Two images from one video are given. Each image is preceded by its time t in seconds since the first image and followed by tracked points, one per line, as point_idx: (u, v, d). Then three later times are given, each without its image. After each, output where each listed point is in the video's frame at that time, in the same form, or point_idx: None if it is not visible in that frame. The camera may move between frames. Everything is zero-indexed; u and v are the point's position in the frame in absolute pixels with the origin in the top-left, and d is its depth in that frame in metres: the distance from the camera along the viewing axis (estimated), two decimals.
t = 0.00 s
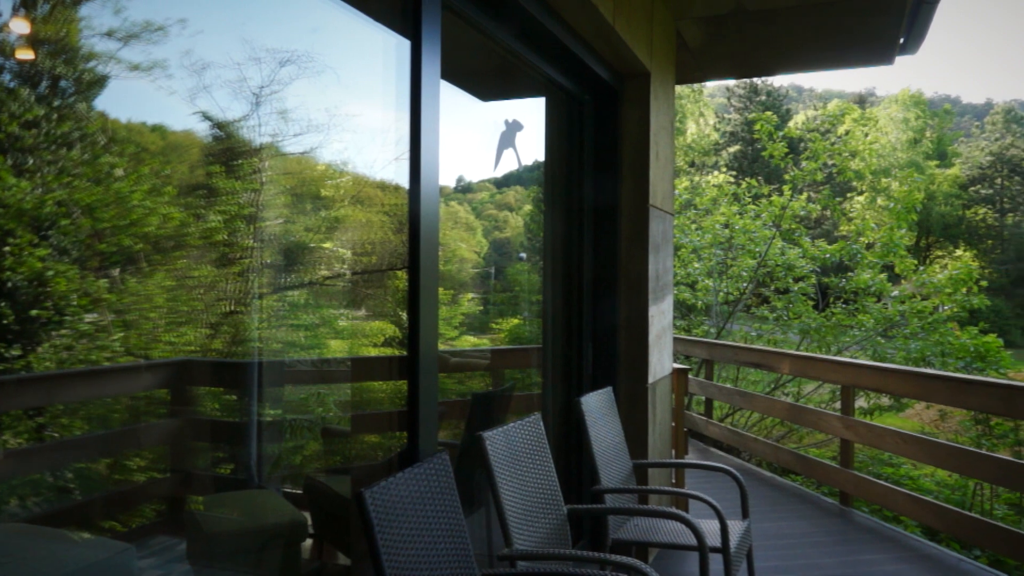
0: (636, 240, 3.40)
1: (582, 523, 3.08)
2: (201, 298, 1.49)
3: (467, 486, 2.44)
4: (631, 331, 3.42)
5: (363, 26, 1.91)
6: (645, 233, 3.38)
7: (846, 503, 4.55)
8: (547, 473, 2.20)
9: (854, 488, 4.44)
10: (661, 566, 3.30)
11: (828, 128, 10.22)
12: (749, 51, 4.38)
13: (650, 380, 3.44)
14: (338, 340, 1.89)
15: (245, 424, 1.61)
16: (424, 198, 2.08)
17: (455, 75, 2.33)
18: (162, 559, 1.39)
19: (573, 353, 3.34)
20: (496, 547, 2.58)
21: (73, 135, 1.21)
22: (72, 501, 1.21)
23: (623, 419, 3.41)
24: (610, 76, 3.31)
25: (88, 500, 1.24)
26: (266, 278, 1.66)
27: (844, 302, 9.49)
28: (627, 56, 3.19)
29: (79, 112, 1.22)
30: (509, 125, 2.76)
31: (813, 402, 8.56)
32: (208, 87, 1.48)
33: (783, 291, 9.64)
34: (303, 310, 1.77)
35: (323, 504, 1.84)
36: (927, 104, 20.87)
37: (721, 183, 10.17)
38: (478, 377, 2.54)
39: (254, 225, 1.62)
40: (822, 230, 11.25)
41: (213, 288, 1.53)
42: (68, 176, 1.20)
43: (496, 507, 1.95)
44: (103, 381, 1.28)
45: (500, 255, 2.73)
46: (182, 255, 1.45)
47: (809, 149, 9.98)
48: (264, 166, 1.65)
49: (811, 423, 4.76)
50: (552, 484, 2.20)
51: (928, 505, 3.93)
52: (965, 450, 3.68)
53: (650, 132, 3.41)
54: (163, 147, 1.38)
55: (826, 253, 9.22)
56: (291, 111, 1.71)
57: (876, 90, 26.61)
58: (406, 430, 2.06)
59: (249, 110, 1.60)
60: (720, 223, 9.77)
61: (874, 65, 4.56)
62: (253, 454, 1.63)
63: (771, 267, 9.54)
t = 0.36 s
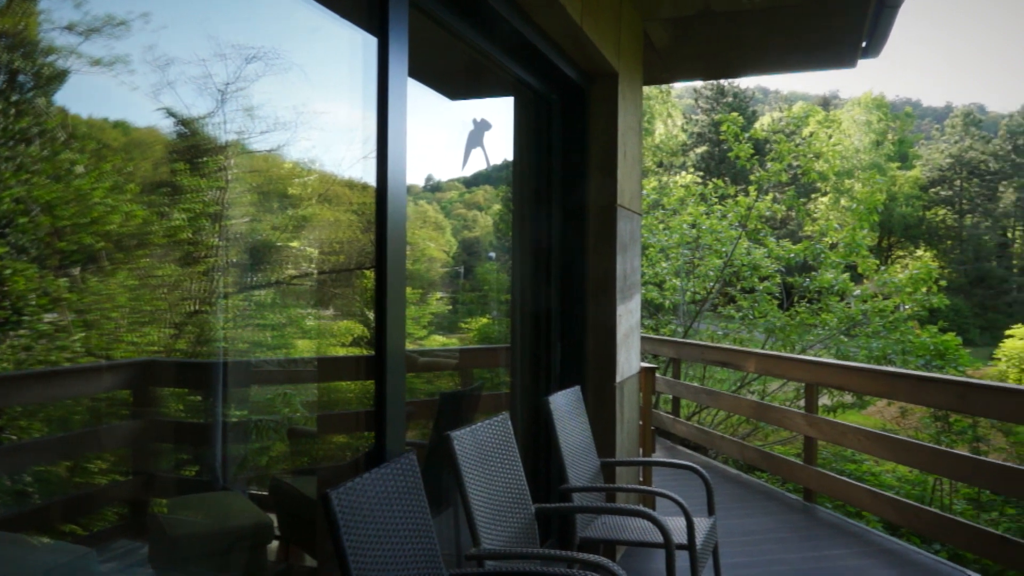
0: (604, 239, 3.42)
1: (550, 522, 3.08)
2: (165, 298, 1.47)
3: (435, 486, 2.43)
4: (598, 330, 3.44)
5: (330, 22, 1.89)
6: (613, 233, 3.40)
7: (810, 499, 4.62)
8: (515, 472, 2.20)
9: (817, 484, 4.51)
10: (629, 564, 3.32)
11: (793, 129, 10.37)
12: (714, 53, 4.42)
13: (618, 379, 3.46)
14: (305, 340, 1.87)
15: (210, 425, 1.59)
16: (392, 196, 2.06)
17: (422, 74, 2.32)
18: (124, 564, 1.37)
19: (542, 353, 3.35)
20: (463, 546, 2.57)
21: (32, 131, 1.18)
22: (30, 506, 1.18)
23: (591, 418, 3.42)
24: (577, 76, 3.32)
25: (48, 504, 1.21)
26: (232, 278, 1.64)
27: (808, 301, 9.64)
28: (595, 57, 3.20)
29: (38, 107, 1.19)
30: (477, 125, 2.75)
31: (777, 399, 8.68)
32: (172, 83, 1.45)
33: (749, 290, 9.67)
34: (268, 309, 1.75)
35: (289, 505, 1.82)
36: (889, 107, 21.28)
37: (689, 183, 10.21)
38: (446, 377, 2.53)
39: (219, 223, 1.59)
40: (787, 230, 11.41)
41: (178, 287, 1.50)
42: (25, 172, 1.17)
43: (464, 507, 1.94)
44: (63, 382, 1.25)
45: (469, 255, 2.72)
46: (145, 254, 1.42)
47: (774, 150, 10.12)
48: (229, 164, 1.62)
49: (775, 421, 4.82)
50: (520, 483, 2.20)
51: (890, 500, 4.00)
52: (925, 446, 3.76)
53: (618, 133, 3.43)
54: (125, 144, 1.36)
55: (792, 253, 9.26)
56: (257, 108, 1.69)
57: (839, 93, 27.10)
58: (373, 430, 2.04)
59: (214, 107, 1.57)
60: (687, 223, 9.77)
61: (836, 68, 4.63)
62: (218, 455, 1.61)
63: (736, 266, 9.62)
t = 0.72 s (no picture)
0: (572, 239, 3.43)
1: (518, 520, 3.09)
2: (127, 296, 1.44)
3: (402, 485, 2.42)
4: (567, 329, 3.46)
5: (296, 18, 1.87)
6: (581, 233, 3.42)
7: (775, 495, 4.69)
8: (482, 471, 2.20)
9: (781, 481, 4.58)
10: (596, 562, 3.34)
11: (758, 130, 10.51)
12: (680, 54, 4.46)
13: (586, 377, 3.48)
14: (271, 339, 1.84)
15: (173, 426, 1.57)
16: (359, 193, 2.04)
17: (389, 71, 2.31)
18: (86, 567, 1.34)
19: (510, 352, 3.35)
20: (431, 546, 2.56)
21: None
22: None
23: (559, 417, 3.44)
24: (545, 75, 3.32)
25: (6, 507, 1.18)
26: (196, 277, 1.62)
27: (773, 300, 9.77)
28: (563, 56, 3.21)
29: None
30: (445, 123, 2.74)
31: (743, 397, 8.80)
32: (134, 78, 1.43)
33: (716, 289, 9.75)
34: (233, 308, 1.72)
35: (255, 506, 1.79)
36: (851, 109, 21.69)
37: (656, 183, 10.25)
38: (414, 376, 2.52)
39: (183, 222, 1.57)
40: (752, 229, 11.57)
41: (140, 286, 1.48)
42: None
43: (431, 506, 1.94)
44: (21, 382, 1.21)
45: (438, 253, 2.72)
46: (107, 253, 1.39)
47: (740, 151, 10.25)
48: (193, 160, 1.60)
49: (740, 418, 4.88)
50: (487, 482, 2.20)
51: (851, 495, 4.08)
52: (885, 442, 3.84)
53: (586, 132, 3.45)
54: (85, 140, 1.33)
55: (757, 252, 9.43)
56: (222, 104, 1.67)
57: (803, 95, 27.55)
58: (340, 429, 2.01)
59: (178, 103, 1.55)
60: (655, 222, 9.83)
61: (800, 70, 4.70)
62: (181, 457, 1.59)
63: (703, 265, 9.70)
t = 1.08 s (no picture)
0: (541, 238, 3.44)
1: (486, 519, 3.09)
2: (87, 295, 1.41)
3: (370, 484, 2.40)
4: (535, 328, 3.46)
5: (262, 12, 1.84)
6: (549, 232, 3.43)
7: (740, 491, 4.75)
8: (450, 469, 2.19)
9: (747, 476, 4.63)
10: (564, 559, 3.35)
11: (725, 130, 10.63)
12: (648, 53, 4.48)
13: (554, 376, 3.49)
14: (237, 338, 1.82)
15: (136, 427, 1.53)
16: (325, 190, 2.01)
17: (356, 67, 2.29)
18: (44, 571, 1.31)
19: (479, 351, 3.34)
20: (399, 545, 2.55)
21: None
22: None
23: (527, 415, 3.44)
24: (513, 73, 3.31)
25: None
26: (160, 275, 1.59)
27: (739, 298, 9.88)
28: (532, 54, 3.20)
29: None
30: (413, 120, 2.73)
31: (709, 394, 8.90)
32: (95, 71, 1.40)
33: (683, 287, 9.83)
34: (198, 307, 1.70)
35: (219, 507, 1.77)
36: (815, 111, 22.08)
37: (625, 181, 10.22)
38: (382, 374, 2.50)
39: (146, 218, 1.54)
40: (718, 228, 11.69)
41: (102, 284, 1.45)
42: None
43: (399, 505, 1.93)
44: None
45: (407, 251, 2.70)
46: (66, 250, 1.36)
47: (706, 150, 10.35)
48: (157, 156, 1.57)
49: (706, 415, 4.93)
50: (455, 480, 2.20)
51: (815, 490, 4.14)
52: (849, 437, 3.90)
53: (554, 131, 3.45)
54: (43, 135, 1.29)
55: (724, 251, 9.65)
56: (186, 99, 1.64)
57: (769, 96, 27.91)
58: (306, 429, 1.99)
59: (141, 97, 1.52)
60: (623, 221, 9.88)
61: (766, 71, 4.76)
62: (145, 456, 1.55)
63: (671, 264, 9.77)
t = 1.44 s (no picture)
0: (509, 235, 3.44)
1: (455, 517, 3.08)
2: (47, 292, 1.38)
3: (338, 483, 2.39)
4: (504, 326, 3.46)
5: (228, 5, 1.81)
6: (517, 229, 3.42)
7: (707, 486, 4.80)
8: (418, 467, 2.18)
9: (713, 472, 4.69)
10: (533, 555, 3.36)
11: (692, 128, 10.73)
12: (616, 51, 4.49)
13: (523, 372, 3.49)
14: (202, 335, 1.79)
15: (98, 427, 1.50)
16: (291, 185, 1.97)
17: (323, 62, 2.26)
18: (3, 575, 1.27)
19: (447, 348, 3.33)
20: (367, 544, 2.53)
21: None
22: None
23: (496, 412, 3.44)
24: (482, 70, 3.30)
25: None
26: (123, 272, 1.56)
27: (706, 295, 9.97)
28: (500, 51, 3.20)
29: None
30: (380, 116, 2.72)
31: (677, 390, 8.98)
32: (55, 63, 1.36)
33: (650, 285, 9.91)
34: (162, 304, 1.67)
35: (183, 507, 1.73)
36: (780, 110, 22.46)
37: (594, 179, 10.23)
38: (350, 372, 2.48)
39: (108, 214, 1.52)
40: (686, 226, 11.80)
41: (62, 280, 1.42)
42: None
43: (366, 504, 1.92)
44: None
45: (375, 248, 2.68)
46: (25, 246, 1.33)
47: (674, 149, 10.44)
48: (119, 151, 1.54)
49: (673, 411, 4.97)
50: (423, 478, 2.19)
51: (780, 485, 4.20)
52: (812, 432, 3.96)
53: (523, 128, 3.45)
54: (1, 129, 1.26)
55: (692, 248, 9.72)
56: (149, 93, 1.61)
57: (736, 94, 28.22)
58: (270, 428, 1.96)
59: (102, 91, 1.49)
60: (592, 218, 9.90)
61: (732, 71, 4.82)
62: (106, 456, 1.52)
63: (639, 261, 9.83)
